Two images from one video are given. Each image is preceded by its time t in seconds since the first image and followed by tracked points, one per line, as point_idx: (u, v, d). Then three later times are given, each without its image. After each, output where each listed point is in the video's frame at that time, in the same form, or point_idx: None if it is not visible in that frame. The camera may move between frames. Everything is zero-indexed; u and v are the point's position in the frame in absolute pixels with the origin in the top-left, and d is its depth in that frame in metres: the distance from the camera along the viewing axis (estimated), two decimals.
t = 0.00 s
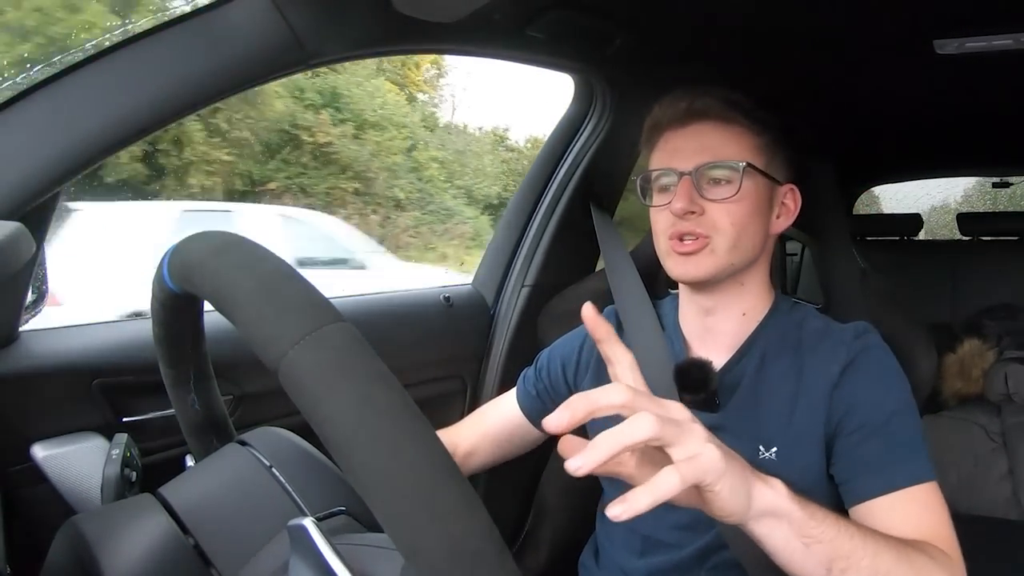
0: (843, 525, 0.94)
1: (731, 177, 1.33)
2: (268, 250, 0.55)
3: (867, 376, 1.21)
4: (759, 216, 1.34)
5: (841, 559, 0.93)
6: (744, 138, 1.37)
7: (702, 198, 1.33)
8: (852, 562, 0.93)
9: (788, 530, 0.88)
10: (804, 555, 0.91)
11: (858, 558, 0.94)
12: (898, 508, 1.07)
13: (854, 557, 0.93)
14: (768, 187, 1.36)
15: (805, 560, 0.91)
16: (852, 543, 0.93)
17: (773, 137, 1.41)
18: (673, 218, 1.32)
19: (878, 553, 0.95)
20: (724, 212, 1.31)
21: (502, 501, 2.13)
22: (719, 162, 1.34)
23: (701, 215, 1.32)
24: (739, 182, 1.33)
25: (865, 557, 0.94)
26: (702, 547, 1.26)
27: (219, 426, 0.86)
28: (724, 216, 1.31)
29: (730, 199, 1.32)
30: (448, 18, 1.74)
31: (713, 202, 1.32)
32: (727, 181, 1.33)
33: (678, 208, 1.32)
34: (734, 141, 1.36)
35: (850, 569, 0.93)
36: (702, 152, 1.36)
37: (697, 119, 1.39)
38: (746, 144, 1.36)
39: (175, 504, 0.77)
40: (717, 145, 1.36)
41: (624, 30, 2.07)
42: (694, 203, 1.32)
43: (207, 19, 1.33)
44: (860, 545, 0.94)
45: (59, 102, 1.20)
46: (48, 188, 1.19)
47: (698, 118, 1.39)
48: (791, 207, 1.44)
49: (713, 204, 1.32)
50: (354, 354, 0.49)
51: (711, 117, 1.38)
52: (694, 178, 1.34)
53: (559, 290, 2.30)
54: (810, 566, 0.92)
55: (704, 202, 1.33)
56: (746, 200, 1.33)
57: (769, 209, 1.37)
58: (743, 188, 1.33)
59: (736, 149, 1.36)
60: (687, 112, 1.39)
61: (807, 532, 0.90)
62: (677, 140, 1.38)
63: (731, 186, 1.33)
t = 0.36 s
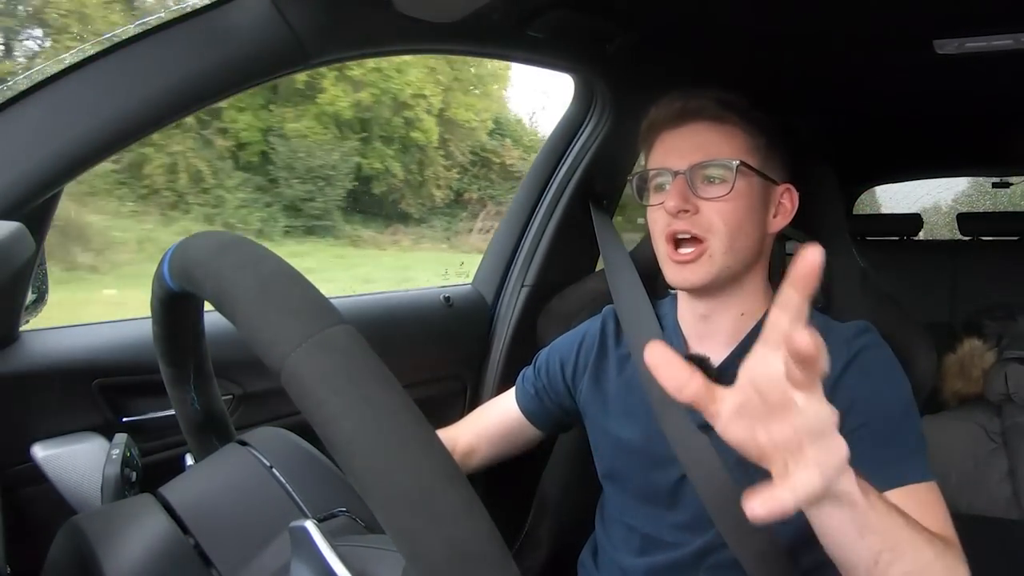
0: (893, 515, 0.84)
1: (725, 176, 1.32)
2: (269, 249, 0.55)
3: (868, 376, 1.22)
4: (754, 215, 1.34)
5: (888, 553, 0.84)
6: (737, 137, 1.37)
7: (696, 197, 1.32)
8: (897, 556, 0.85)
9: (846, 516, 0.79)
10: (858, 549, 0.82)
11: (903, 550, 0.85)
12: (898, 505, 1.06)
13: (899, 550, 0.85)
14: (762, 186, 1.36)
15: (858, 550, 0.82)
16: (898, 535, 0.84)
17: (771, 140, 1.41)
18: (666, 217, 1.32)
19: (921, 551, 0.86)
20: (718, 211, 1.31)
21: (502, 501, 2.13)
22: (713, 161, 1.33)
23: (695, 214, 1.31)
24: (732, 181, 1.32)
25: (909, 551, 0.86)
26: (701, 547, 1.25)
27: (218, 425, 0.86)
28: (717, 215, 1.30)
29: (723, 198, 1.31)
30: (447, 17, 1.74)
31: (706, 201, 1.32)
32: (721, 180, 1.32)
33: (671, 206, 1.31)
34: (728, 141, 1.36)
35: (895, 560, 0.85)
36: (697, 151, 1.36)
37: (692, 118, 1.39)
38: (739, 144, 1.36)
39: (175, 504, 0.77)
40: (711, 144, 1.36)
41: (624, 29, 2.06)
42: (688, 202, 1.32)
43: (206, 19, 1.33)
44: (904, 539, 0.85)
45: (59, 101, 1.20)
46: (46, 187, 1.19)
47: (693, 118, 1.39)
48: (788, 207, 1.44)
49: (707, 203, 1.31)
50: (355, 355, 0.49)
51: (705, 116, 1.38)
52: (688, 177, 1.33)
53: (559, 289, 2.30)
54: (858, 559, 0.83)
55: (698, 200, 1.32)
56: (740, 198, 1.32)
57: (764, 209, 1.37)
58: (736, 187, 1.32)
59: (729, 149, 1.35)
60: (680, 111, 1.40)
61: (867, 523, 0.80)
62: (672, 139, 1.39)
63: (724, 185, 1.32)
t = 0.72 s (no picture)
0: (877, 473, 0.91)
1: (725, 179, 1.32)
2: (267, 250, 0.55)
3: (866, 376, 1.22)
4: (756, 219, 1.34)
5: (872, 507, 0.90)
6: (738, 140, 1.37)
7: (698, 202, 1.32)
8: (879, 515, 0.90)
9: (831, 455, 0.87)
10: (841, 492, 0.88)
11: (886, 511, 0.91)
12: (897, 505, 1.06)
13: (882, 510, 0.91)
14: (763, 189, 1.36)
15: (844, 493, 0.89)
16: (882, 494, 0.91)
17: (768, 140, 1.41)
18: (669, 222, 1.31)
19: (905, 512, 0.92)
20: (721, 216, 1.31)
21: (502, 501, 2.13)
22: (714, 165, 1.33)
23: (696, 219, 1.31)
24: (734, 185, 1.32)
25: (894, 515, 0.91)
26: (701, 547, 1.25)
27: (219, 425, 0.86)
28: (721, 220, 1.30)
29: (725, 203, 1.31)
30: (447, 17, 1.74)
31: (708, 206, 1.32)
32: (723, 183, 1.32)
33: (672, 212, 1.31)
34: (728, 144, 1.36)
35: (880, 518, 0.91)
36: (697, 154, 1.36)
37: (691, 120, 1.39)
38: (739, 146, 1.36)
39: (175, 505, 0.77)
40: (712, 148, 1.36)
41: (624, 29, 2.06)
42: (690, 208, 1.32)
43: (205, 19, 1.33)
44: (889, 503, 0.91)
45: (58, 101, 1.20)
46: (47, 187, 1.19)
47: (693, 119, 1.39)
48: (788, 208, 1.44)
49: (709, 208, 1.31)
50: (354, 354, 0.49)
51: (705, 119, 1.38)
52: (689, 181, 1.33)
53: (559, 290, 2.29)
54: (843, 505, 0.89)
55: (700, 206, 1.32)
56: (742, 203, 1.32)
57: (766, 213, 1.37)
58: (738, 191, 1.32)
59: (729, 152, 1.36)
60: (681, 113, 1.40)
61: (849, 464, 0.88)
62: (672, 142, 1.39)
63: (726, 190, 1.32)
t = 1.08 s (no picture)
0: (872, 479, 0.89)
1: (722, 176, 1.31)
2: (266, 248, 0.55)
3: (866, 374, 1.22)
4: (753, 216, 1.33)
5: (868, 509, 0.87)
6: (735, 139, 1.37)
7: (695, 199, 1.31)
8: (875, 519, 0.87)
9: (828, 464, 0.85)
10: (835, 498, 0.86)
11: (882, 516, 0.88)
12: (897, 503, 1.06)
13: (877, 514, 0.88)
14: (760, 186, 1.35)
15: (837, 499, 0.86)
16: (878, 499, 0.88)
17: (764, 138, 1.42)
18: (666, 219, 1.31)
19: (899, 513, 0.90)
20: (718, 213, 1.30)
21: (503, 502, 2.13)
22: (710, 163, 1.32)
23: (694, 215, 1.30)
24: (731, 181, 1.31)
25: (888, 517, 0.88)
26: (701, 547, 1.26)
27: (219, 425, 0.85)
28: (717, 215, 1.29)
29: (723, 199, 1.30)
30: (447, 17, 1.74)
31: (706, 202, 1.30)
32: (720, 180, 1.31)
33: (671, 209, 1.30)
34: (728, 143, 1.36)
35: (873, 523, 0.88)
36: (694, 152, 1.36)
37: (689, 119, 1.39)
38: (738, 145, 1.36)
39: (176, 505, 0.77)
40: (712, 147, 1.35)
41: (623, 29, 2.06)
42: (687, 204, 1.31)
43: (205, 19, 1.33)
44: (884, 506, 0.89)
45: (58, 101, 1.20)
46: (47, 187, 1.19)
47: (690, 120, 1.39)
48: (785, 205, 1.44)
49: (706, 204, 1.30)
50: (353, 353, 0.49)
51: (703, 117, 1.39)
52: (686, 179, 1.32)
53: (559, 290, 2.29)
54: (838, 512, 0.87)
55: (698, 202, 1.31)
56: (739, 199, 1.31)
57: (763, 207, 1.36)
58: (735, 187, 1.31)
59: (726, 150, 1.35)
60: (678, 114, 1.40)
61: (841, 467, 0.86)
62: (670, 142, 1.39)
63: (723, 185, 1.31)
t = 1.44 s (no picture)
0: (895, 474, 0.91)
1: (732, 174, 1.33)
2: (271, 252, 0.55)
3: (867, 374, 1.22)
4: (761, 215, 1.34)
5: (893, 504, 0.90)
6: (743, 138, 1.37)
7: (706, 197, 1.32)
8: (899, 514, 0.90)
9: (864, 461, 0.86)
10: (867, 495, 0.87)
11: (906, 511, 0.91)
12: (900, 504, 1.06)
13: (901, 509, 0.91)
14: (767, 186, 1.36)
15: (868, 496, 0.87)
16: (901, 494, 0.91)
17: (768, 139, 1.41)
18: (677, 215, 1.31)
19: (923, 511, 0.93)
20: (729, 209, 1.31)
21: (503, 501, 2.13)
22: (720, 160, 1.33)
23: (705, 213, 1.31)
24: (741, 180, 1.33)
25: (912, 512, 0.91)
26: (702, 547, 1.26)
27: (219, 424, 0.85)
28: (728, 213, 1.31)
29: (734, 197, 1.31)
30: (447, 17, 1.73)
31: (718, 201, 1.31)
32: (730, 178, 1.33)
33: (682, 206, 1.31)
34: (737, 143, 1.36)
35: (897, 518, 0.90)
36: (703, 150, 1.35)
37: (696, 117, 1.38)
38: (747, 146, 1.36)
39: (176, 505, 0.77)
40: (721, 145, 1.36)
41: (623, 29, 2.06)
42: (699, 202, 1.31)
43: (205, 18, 1.33)
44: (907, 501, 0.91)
45: (59, 102, 1.20)
46: (47, 187, 1.19)
47: (698, 117, 1.39)
48: (787, 205, 1.44)
49: (718, 202, 1.31)
50: (358, 359, 0.49)
51: (710, 115, 1.38)
52: (696, 177, 1.33)
53: (559, 289, 2.29)
54: (868, 508, 0.88)
55: (709, 200, 1.31)
56: (748, 198, 1.32)
57: (768, 208, 1.37)
58: (745, 186, 1.33)
59: (736, 146, 1.35)
60: (688, 109, 1.39)
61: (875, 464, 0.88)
62: (677, 138, 1.38)
63: (734, 184, 1.32)
